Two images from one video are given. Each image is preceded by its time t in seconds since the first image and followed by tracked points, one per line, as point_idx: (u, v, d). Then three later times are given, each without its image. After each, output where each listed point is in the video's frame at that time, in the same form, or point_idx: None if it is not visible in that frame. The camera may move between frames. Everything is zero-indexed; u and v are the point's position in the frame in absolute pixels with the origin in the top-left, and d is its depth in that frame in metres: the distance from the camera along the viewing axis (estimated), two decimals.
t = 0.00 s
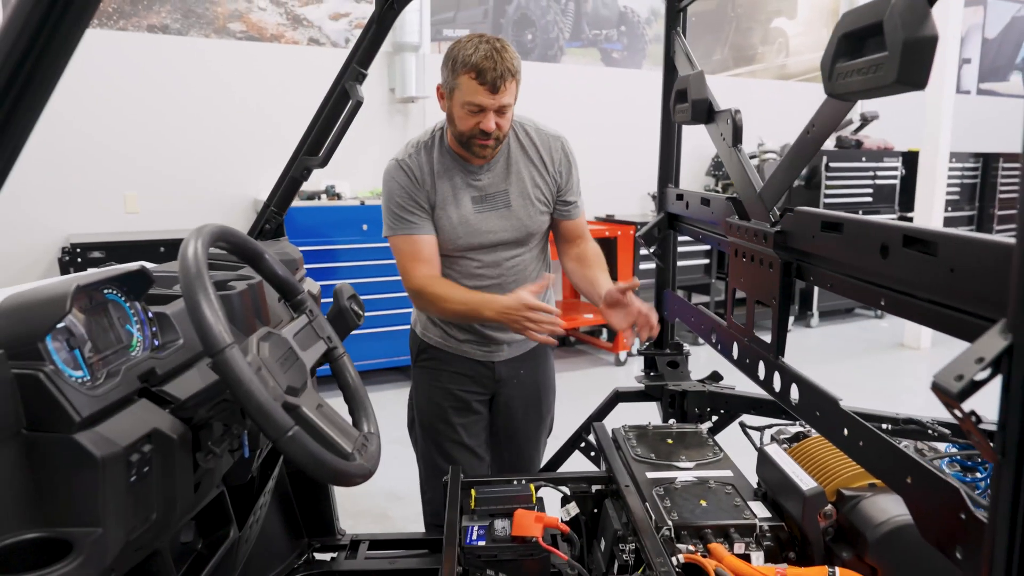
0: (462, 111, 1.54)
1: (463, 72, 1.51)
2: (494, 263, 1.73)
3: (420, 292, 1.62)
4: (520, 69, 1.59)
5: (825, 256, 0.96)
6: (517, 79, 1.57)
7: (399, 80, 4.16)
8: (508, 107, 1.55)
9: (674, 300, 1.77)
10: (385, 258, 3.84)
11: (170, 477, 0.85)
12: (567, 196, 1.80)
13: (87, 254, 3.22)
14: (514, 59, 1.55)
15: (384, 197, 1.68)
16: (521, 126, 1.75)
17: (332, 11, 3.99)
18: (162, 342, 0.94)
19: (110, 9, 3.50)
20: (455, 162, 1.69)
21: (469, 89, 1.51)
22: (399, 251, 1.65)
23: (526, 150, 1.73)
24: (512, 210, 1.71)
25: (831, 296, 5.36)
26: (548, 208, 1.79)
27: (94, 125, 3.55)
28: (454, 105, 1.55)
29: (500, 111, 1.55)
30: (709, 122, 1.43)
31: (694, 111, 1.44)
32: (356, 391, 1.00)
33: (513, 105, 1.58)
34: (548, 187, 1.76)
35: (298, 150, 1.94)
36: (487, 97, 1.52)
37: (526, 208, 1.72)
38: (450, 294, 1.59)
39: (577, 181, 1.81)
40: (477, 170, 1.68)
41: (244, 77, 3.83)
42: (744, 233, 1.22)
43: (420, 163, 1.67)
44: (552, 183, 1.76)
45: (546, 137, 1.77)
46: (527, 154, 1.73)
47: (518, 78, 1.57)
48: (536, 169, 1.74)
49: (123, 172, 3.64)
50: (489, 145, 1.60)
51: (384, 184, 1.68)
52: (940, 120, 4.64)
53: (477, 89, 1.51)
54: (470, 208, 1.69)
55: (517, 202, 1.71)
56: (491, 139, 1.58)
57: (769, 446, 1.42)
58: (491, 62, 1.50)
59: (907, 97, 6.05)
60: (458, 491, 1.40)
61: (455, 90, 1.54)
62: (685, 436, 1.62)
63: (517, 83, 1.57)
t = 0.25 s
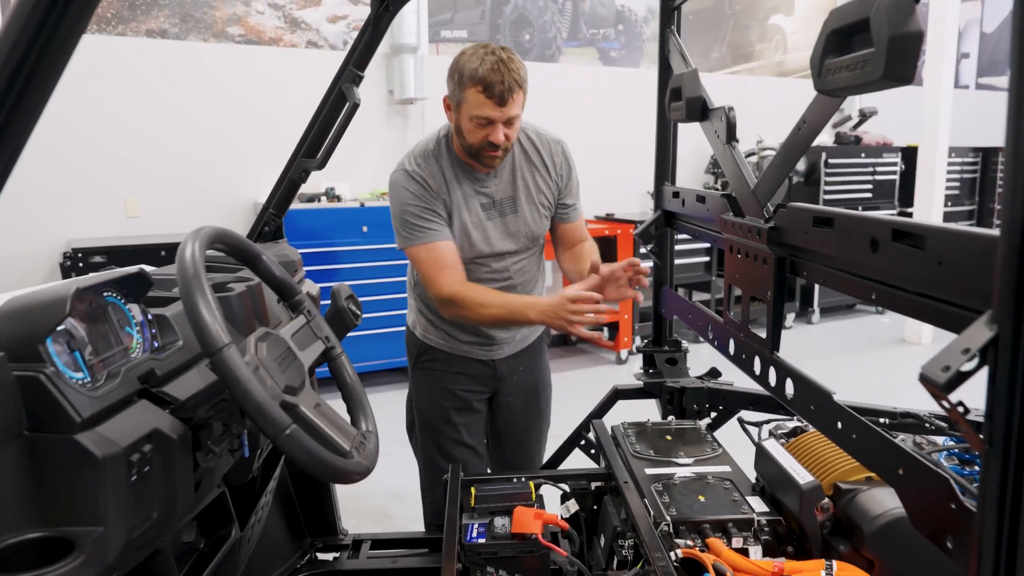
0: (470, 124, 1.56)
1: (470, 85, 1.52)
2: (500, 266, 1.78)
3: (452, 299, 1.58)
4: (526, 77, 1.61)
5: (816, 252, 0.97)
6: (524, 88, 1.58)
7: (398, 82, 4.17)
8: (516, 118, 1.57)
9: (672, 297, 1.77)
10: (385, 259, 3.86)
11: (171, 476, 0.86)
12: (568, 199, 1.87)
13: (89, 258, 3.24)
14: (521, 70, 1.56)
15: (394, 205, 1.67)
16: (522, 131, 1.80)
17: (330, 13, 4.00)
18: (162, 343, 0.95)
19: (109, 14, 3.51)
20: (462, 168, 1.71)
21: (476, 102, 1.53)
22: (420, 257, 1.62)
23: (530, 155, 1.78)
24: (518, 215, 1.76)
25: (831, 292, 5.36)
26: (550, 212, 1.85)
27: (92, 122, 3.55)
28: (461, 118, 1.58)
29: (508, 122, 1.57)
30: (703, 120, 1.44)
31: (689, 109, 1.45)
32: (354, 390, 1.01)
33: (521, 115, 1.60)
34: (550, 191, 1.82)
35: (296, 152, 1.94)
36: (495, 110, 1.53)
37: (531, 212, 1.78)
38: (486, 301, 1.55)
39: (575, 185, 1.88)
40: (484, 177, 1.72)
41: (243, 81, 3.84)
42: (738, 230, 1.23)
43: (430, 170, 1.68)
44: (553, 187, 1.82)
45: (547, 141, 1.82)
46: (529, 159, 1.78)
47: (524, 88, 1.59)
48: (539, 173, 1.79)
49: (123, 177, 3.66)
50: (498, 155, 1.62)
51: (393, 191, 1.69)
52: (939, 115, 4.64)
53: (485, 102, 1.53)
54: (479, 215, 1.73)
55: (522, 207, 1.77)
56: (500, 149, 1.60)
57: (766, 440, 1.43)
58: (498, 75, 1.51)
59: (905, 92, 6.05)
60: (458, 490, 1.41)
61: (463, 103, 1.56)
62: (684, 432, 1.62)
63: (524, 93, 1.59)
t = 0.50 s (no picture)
0: (479, 130, 1.57)
1: (481, 92, 1.52)
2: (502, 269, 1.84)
3: (482, 302, 1.57)
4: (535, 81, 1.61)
5: (809, 247, 0.97)
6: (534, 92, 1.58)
7: (395, 83, 4.17)
8: (524, 124, 1.58)
9: (669, 294, 1.77)
10: (385, 260, 3.86)
11: (165, 475, 0.86)
12: (565, 199, 1.91)
13: (88, 261, 3.24)
14: (531, 76, 1.56)
15: (404, 210, 1.67)
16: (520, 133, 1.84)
17: (327, 15, 4.01)
18: (156, 343, 0.95)
19: (106, 17, 3.52)
20: (469, 174, 1.74)
21: (487, 109, 1.53)
22: (446, 259, 1.61)
23: (530, 158, 1.82)
24: (519, 220, 1.83)
25: (831, 290, 5.35)
26: (547, 212, 1.90)
27: (92, 122, 3.56)
28: (471, 124, 1.58)
29: (517, 128, 1.58)
30: (698, 117, 1.44)
31: (683, 107, 1.45)
32: (349, 389, 1.01)
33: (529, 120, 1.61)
34: (548, 192, 1.87)
35: (292, 153, 1.94)
36: (506, 117, 1.54)
37: (531, 217, 1.85)
38: (511, 314, 1.56)
39: (573, 186, 1.92)
40: (489, 182, 1.76)
41: (241, 84, 3.85)
42: (732, 226, 1.23)
43: (441, 176, 1.69)
44: (552, 190, 1.87)
45: (544, 142, 1.86)
46: (529, 162, 1.82)
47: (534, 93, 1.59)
48: (539, 176, 1.83)
49: (123, 180, 3.66)
50: (505, 160, 1.64)
51: (402, 196, 1.68)
52: (937, 112, 4.64)
53: (496, 109, 1.53)
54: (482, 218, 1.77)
55: (523, 211, 1.83)
56: (507, 155, 1.62)
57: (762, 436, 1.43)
58: (510, 82, 1.51)
59: (904, 89, 6.04)
60: (455, 488, 1.41)
61: (472, 109, 1.56)
62: (682, 430, 1.62)
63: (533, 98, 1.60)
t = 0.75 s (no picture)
0: (480, 130, 1.57)
1: (482, 92, 1.52)
2: (501, 271, 1.83)
3: (475, 305, 1.57)
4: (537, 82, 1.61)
5: (802, 244, 0.97)
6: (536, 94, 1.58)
7: (393, 83, 4.17)
8: (526, 124, 1.57)
9: (665, 293, 1.77)
10: (383, 260, 3.86)
11: (157, 477, 0.86)
12: (567, 201, 1.91)
13: (87, 264, 3.24)
14: (533, 77, 1.56)
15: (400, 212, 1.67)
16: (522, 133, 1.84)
17: (324, 16, 4.00)
18: (149, 345, 0.95)
19: (102, 19, 3.52)
20: (468, 175, 1.73)
21: (488, 109, 1.53)
22: (440, 264, 1.62)
23: (531, 159, 1.81)
24: (518, 221, 1.83)
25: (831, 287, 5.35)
26: (549, 214, 1.89)
27: (92, 122, 3.56)
28: (472, 125, 1.58)
29: (518, 129, 1.58)
30: (692, 114, 1.44)
31: (677, 104, 1.45)
32: (342, 389, 1.00)
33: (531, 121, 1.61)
34: (550, 193, 1.86)
35: (287, 154, 1.94)
36: (507, 117, 1.54)
37: (532, 218, 1.84)
38: (503, 320, 1.56)
39: (574, 187, 1.92)
40: (487, 183, 1.75)
41: (238, 85, 3.85)
42: (726, 223, 1.23)
43: (439, 178, 1.69)
44: (553, 191, 1.87)
45: (545, 142, 1.86)
46: (530, 164, 1.82)
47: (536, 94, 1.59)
48: (540, 178, 1.83)
49: (121, 182, 3.66)
50: (506, 161, 1.64)
51: (400, 197, 1.68)
52: (935, 109, 4.64)
53: (497, 110, 1.53)
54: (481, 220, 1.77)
55: (524, 213, 1.83)
56: (508, 156, 1.61)
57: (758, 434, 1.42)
58: (511, 82, 1.51)
59: (902, 86, 6.04)
60: (451, 488, 1.41)
61: (474, 109, 1.55)
62: (679, 428, 1.62)
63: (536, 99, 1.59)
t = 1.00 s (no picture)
0: (461, 106, 1.61)
1: (462, 66, 1.59)
2: (500, 271, 1.82)
3: (466, 307, 1.57)
4: (525, 70, 1.65)
5: (797, 241, 0.97)
6: (519, 76, 1.62)
7: (389, 83, 4.16)
8: (507, 100, 1.59)
9: (662, 292, 1.76)
10: (381, 260, 3.86)
11: (149, 479, 0.85)
12: (567, 201, 1.90)
13: (83, 266, 3.23)
14: (516, 57, 1.61)
15: (397, 209, 1.66)
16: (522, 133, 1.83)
17: (320, 16, 4.00)
18: (141, 347, 0.94)
19: (98, 21, 3.50)
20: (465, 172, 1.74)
21: (466, 81, 1.59)
22: (432, 265, 1.62)
23: (531, 158, 1.81)
24: (518, 220, 1.81)
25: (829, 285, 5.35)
26: (549, 214, 1.89)
27: (92, 121, 3.56)
28: (455, 103, 1.63)
29: (499, 105, 1.60)
30: (687, 112, 1.43)
31: (672, 102, 1.44)
32: (335, 390, 1.00)
33: (516, 103, 1.63)
34: (550, 194, 1.86)
35: (282, 154, 1.93)
36: (484, 88, 1.58)
37: (531, 218, 1.83)
38: (494, 322, 1.56)
39: (574, 188, 1.91)
40: (485, 181, 1.75)
41: (234, 86, 3.84)
42: (722, 221, 1.22)
43: (436, 175, 1.68)
44: (554, 191, 1.86)
45: (545, 142, 1.85)
46: (529, 163, 1.81)
47: (521, 77, 1.63)
48: (539, 177, 1.82)
49: (117, 183, 3.66)
50: (490, 146, 1.63)
51: (396, 195, 1.67)
52: (933, 106, 4.64)
53: (474, 82, 1.58)
54: (480, 219, 1.76)
55: (523, 212, 1.81)
56: (491, 136, 1.61)
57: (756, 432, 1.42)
58: (488, 54, 1.57)
59: (899, 83, 6.04)
60: (447, 488, 1.41)
61: (456, 88, 1.62)
62: (676, 427, 1.62)
63: (520, 81, 1.63)
